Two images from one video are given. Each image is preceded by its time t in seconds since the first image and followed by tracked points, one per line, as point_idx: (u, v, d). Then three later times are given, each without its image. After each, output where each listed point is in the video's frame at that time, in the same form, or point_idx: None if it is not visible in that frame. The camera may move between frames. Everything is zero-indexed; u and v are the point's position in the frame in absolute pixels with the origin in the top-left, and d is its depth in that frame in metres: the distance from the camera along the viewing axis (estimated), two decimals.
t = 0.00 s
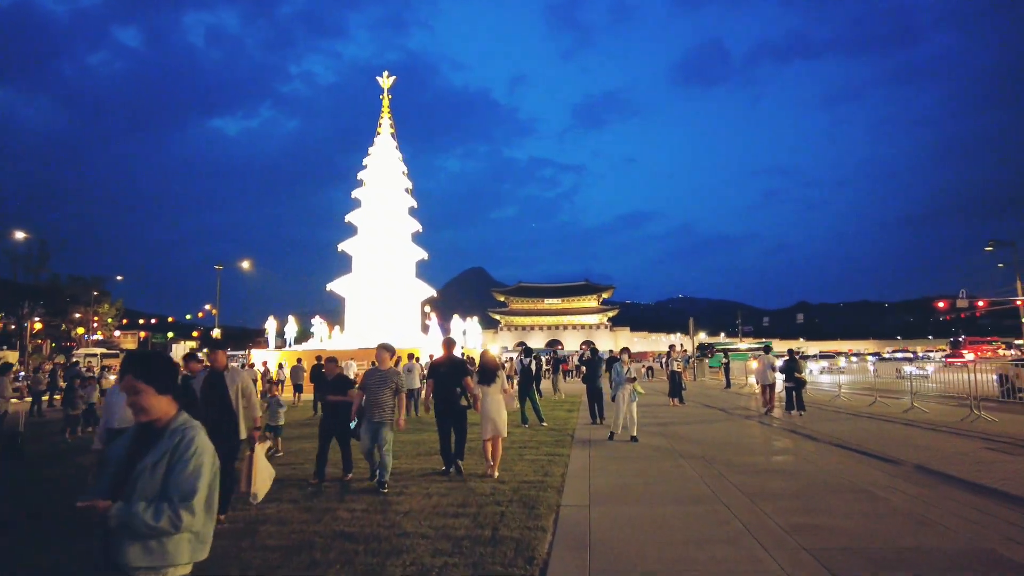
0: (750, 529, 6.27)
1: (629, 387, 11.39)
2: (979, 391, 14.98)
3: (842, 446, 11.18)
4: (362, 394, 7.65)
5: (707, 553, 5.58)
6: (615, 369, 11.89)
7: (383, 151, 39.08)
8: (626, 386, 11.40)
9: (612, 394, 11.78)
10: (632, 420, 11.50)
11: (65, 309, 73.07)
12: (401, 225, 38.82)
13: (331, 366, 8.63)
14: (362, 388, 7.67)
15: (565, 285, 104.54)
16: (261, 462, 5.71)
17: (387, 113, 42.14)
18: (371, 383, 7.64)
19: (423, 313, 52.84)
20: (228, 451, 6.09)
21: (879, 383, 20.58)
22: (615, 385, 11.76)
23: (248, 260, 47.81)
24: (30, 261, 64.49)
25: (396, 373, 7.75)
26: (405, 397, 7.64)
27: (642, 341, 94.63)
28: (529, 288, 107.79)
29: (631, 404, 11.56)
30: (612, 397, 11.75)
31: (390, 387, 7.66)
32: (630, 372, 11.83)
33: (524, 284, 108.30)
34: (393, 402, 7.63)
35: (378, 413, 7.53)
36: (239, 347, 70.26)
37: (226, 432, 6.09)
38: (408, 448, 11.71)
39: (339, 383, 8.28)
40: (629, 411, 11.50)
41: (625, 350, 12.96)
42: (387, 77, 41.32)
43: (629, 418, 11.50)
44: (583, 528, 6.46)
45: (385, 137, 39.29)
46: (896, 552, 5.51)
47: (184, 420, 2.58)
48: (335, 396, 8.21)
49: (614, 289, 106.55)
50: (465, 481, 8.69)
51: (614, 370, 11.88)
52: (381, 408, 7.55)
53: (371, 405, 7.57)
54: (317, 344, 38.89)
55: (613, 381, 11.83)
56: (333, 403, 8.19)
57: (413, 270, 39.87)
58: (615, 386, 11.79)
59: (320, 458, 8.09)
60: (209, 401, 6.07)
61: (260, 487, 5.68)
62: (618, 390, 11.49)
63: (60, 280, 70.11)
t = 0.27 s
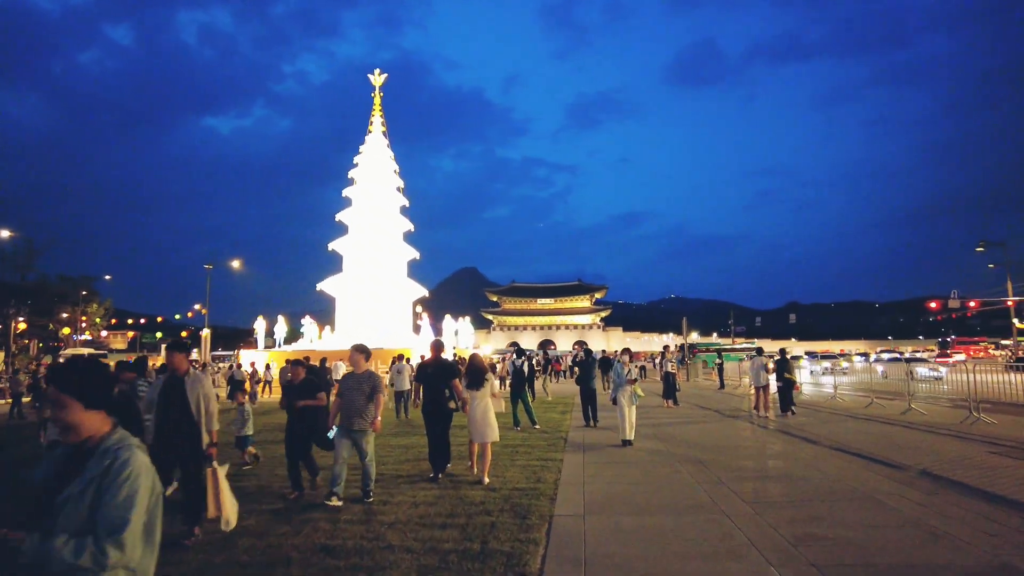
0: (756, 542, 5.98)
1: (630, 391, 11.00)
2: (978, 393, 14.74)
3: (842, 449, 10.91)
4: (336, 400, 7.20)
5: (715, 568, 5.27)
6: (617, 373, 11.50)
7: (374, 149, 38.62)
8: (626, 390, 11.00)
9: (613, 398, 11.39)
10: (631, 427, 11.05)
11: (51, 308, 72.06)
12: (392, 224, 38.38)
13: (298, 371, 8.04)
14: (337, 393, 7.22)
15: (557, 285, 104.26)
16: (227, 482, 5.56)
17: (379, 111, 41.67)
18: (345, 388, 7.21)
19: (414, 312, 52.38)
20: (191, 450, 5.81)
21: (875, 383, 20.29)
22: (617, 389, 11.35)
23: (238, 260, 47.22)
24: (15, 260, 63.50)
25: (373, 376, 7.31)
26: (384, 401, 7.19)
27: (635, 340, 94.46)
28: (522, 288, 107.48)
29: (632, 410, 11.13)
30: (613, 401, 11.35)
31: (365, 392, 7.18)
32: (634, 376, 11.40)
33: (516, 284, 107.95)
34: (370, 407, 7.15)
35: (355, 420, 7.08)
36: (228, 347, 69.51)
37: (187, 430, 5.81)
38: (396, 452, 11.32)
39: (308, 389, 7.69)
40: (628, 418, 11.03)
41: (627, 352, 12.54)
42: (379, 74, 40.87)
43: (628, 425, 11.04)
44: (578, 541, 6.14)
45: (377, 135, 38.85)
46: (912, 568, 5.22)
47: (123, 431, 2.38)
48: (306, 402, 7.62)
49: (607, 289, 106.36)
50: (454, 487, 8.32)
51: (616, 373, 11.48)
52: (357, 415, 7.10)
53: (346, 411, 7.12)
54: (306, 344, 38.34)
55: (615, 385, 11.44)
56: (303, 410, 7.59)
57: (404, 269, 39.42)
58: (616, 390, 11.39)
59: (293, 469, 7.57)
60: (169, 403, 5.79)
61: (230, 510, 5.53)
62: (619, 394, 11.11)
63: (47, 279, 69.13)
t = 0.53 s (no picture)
0: (753, 547, 5.70)
1: (626, 390, 10.68)
2: (973, 392, 14.55)
3: (838, 450, 10.67)
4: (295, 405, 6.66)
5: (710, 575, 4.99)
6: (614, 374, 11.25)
7: (363, 147, 38.20)
8: (622, 390, 10.66)
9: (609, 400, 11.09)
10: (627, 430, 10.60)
11: (34, 308, 70.93)
12: (380, 222, 37.97)
13: (262, 372, 7.68)
14: (296, 397, 6.69)
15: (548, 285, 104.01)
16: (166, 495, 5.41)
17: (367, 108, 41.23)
18: (306, 391, 6.66)
19: (403, 312, 51.90)
20: (130, 454, 5.34)
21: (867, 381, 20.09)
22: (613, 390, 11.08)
23: (224, 259, 46.59)
24: None
25: (336, 378, 6.73)
26: (347, 406, 6.63)
27: (625, 340, 94.31)
28: (512, 287, 107.12)
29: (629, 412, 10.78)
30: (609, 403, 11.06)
31: (327, 396, 6.64)
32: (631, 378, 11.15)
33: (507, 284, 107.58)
34: (332, 412, 6.62)
35: (314, 426, 6.53)
36: (215, 347, 68.61)
37: (125, 433, 5.34)
38: (380, 454, 10.97)
39: (273, 390, 7.33)
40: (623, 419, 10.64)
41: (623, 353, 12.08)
42: (367, 71, 40.46)
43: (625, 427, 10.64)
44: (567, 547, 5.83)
45: (365, 132, 38.42)
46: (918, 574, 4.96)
47: (24, 434, 2.71)
48: (268, 404, 7.24)
49: (597, 289, 106.23)
50: (439, 490, 7.99)
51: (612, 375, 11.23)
52: (318, 421, 6.54)
53: (306, 416, 6.56)
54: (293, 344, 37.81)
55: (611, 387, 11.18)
56: (267, 413, 7.20)
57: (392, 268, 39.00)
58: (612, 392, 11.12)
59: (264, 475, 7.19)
60: (105, 404, 5.32)
61: (170, 525, 5.41)
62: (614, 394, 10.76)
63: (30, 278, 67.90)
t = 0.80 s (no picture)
0: (757, 561, 5.37)
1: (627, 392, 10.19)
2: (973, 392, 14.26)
3: (841, 454, 10.33)
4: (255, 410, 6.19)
5: None
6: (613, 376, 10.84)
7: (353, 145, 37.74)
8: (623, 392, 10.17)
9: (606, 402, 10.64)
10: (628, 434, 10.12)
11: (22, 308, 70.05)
12: (371, 221, 37.55)
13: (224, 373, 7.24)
14: (255, 402, 6.24)
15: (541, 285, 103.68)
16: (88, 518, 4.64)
17: (358, 106, 40.77)
18: (269, 396, 6.19)
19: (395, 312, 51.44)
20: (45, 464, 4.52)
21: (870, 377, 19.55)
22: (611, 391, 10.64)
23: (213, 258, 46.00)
24: None
25: (303, 383, 6.32)
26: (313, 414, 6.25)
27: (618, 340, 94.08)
28: (505, 287, 106.75)
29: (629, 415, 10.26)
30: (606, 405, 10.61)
31: (292, 402, 6.22)
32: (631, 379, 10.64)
33: (500, 284, 107.17)
34: (297, 420, 6.19)
35: (276, 434, 6.06)
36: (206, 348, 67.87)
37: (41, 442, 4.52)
38: (365, 459, 10.57)
39: (232, 395, 6.89)
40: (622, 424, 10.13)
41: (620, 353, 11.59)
42: (358, 68, 40.01)
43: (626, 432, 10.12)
44: (559, 562, 5.48)
45: (356, 129, 37.98)
46: None
47: None
48: (224, 410, 6.81)
49: (590, 288, 105.99)
50: (425, 498, 7.63)
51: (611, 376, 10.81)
52: (282, 429, 6.08)
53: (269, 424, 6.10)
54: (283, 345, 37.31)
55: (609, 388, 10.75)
56: (224, 419, 6.78)
57: (384, 268, 38.57)
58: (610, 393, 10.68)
59: (223, 489, 6.74)
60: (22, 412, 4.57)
61: (81, 552, 4.50)
62: (614, 396, 10.28)
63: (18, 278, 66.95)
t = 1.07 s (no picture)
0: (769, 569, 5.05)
1: (632, 388, 9.75)
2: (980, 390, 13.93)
3: (849, 454, 10.02)
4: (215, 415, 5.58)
5: None
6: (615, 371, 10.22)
7: (349, 141, 37.37)
8: (627, 389, 9.74)
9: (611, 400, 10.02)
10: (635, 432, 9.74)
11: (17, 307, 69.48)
12: (367, 218, 37.17)
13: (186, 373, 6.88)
14: (219, 406, 5.63)
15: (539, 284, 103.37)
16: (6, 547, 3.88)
17: (354, 102, 40.38)
18: (232, 400, 5.58)
19: (392, 310, 51.08)
20: None
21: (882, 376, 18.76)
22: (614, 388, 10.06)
23: (209, 257, 45.55)
24: None
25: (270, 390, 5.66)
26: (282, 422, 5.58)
27: (616, 338, 93.82)
28: (503, 286, 106.45)
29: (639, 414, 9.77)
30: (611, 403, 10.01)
31: (256, 408, 5.57)
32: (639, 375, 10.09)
33: (498, 282, 106.83)
34: (262, 428, 5.54)
35: (236, 441, 5.39)
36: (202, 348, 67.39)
37: None
38: (357, 460, 10.23)
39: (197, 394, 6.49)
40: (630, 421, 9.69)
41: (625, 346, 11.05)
42: (354, 64, 39.64)
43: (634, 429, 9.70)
44: (558, 571, 5.15)
45: (352, 126, 37.61)
46: None
47: None
48: (184, 412, 6.42)
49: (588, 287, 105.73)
50: (418, 502, 7.28)
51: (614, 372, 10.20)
52: (243, 439, 5.41)
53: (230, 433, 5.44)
54: (278, 343, 36.90)
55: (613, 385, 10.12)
56: (179, 420, 6.42)
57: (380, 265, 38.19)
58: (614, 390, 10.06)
59: (191, 500, 6.23)
60: None
61: None
62: (618, 394, 9.83)
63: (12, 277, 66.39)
